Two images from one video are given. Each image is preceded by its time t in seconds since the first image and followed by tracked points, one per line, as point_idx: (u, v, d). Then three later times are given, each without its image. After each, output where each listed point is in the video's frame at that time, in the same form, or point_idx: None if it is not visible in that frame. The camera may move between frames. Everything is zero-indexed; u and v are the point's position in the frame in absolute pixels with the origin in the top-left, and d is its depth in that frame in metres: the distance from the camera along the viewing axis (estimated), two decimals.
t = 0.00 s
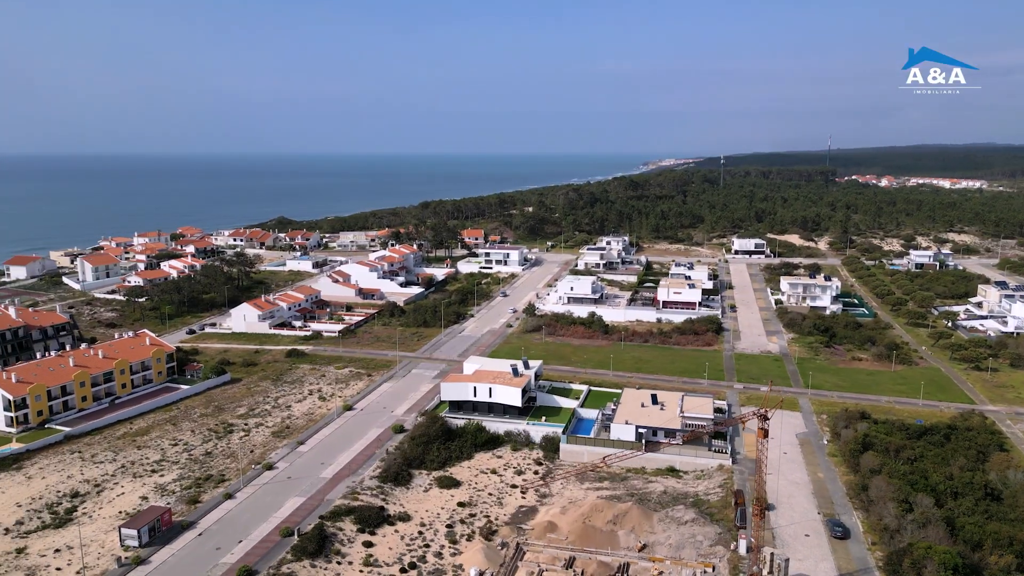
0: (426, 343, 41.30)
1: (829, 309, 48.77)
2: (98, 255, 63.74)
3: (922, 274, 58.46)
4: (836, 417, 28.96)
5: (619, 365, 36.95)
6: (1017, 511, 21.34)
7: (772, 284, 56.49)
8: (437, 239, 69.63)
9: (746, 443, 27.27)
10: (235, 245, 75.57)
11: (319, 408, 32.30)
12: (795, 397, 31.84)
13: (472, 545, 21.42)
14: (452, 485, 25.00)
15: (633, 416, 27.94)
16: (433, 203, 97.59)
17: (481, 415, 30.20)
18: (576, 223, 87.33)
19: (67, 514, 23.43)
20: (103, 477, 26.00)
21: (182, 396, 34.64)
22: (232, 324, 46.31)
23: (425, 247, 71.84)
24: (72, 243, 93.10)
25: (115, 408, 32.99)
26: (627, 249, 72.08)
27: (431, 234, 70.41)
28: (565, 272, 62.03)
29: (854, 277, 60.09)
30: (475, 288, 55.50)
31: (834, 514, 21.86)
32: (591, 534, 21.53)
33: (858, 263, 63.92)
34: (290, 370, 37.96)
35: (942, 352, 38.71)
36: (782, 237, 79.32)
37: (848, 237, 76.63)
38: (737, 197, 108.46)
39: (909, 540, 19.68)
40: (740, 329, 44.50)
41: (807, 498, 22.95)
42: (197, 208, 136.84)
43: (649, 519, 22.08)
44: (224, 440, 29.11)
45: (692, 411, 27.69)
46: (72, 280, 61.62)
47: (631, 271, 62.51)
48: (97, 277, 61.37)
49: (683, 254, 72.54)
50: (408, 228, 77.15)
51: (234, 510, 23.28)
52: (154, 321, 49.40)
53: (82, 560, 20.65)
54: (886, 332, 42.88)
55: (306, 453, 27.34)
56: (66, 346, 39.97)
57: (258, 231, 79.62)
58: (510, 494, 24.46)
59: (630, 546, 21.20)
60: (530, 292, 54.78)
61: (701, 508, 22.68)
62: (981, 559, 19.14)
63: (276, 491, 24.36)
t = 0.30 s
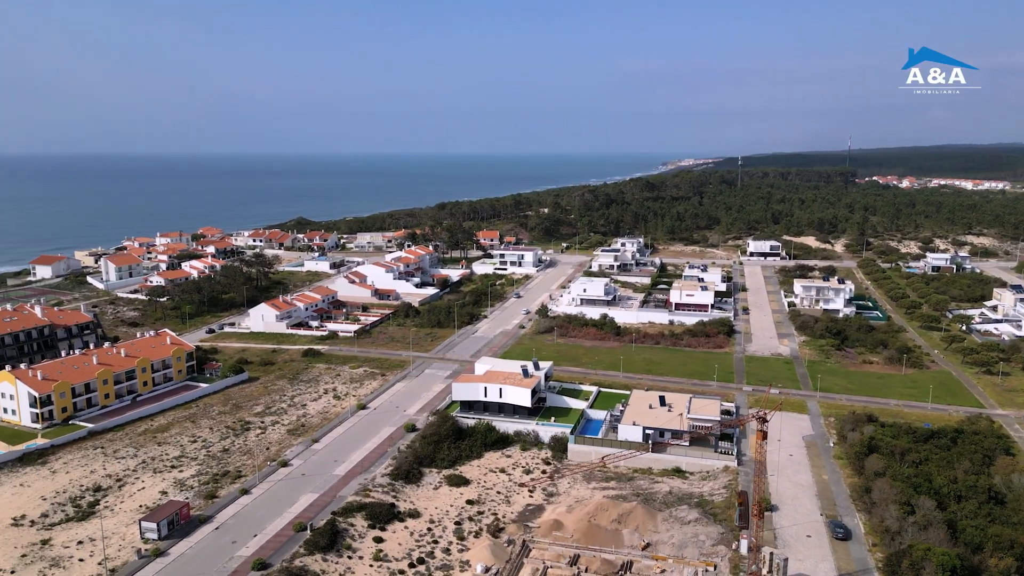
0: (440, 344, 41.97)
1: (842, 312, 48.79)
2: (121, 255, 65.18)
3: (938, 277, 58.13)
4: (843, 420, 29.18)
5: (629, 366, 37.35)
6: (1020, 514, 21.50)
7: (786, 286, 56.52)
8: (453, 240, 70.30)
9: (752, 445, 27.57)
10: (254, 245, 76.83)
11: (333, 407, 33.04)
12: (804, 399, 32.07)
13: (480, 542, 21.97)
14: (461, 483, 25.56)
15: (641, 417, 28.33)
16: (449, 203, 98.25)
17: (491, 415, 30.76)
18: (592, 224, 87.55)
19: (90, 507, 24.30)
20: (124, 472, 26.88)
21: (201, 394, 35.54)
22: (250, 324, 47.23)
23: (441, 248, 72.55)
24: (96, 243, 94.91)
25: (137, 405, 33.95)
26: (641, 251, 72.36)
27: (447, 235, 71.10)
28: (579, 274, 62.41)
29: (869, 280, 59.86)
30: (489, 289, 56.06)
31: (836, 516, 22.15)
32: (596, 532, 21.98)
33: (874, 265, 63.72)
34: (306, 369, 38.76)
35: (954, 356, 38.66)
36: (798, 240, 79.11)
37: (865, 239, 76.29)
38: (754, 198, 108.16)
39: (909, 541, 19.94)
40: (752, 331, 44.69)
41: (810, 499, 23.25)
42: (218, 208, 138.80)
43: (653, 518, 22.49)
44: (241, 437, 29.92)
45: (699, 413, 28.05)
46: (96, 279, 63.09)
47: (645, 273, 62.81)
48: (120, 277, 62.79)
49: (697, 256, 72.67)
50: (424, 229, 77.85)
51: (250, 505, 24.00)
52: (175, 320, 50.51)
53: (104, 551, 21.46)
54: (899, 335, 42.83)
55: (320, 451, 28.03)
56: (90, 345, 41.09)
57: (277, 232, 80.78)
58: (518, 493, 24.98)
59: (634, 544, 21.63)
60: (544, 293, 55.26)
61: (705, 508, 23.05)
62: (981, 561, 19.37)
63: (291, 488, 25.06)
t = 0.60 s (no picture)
0: (453, 344, 42.57)
1: (856, 315, 48.74)
2: (144, 255, 66.53)
3: (954, 280, 57.80)
4: (850, 423, 29.39)
5: (639, 368, 37.73)
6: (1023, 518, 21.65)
7: (800, 289, 56.49)
8: (468, 241, 70.91)
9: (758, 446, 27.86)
10: (273, 246, 78.00)
11: (348, 405, 33.74)
12: (812, 402, 32.28)
13: (487, 539, 22.51)
14: (470, 482, 26.11)
15: (648, 418, 28.69)
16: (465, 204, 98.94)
17: (501, 415, 31.29)
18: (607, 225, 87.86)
19: (111, 501, 25.16)
20: (145, 468, 27.73)
21: (219, 392, 36.41)
22: (268, 324, 48.16)
23: (456, 249, 73.19)
24: (119, 242, 96.72)
25: (157, 403, 34.88)
26: (656, 252, 72.53)
27: (462, 236, 71.74)
28: (592, 275, 62.76)
29: (884, 282, 59.67)
30: (503, 291, 56.59)
31: (838, 517, 22.44)
32: (600, 531, 22.42)
33: (890, 268, 63.42)
34: (322, 369, 39.52)
35: (967, 359, 38.61)
36: (814, 241, 78.88)
37: (882, 241, 75.85)
38: (771, 200, 107.82)
39: (909, 543, 20.20)
40: (763, 334, 44.82)
41: (813, 501, 23.56)
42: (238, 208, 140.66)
43: (657, 518, 22.90)
44: (257, 435, 30.70)
45: (706, 414, 28.39)
46: (119, 279, 64.48)
47: (659, 275, 63.03)
48: (142, 277, 64.12)
49: (712, 257, 72.69)
50: (440, 230, 78.58)
51: (265, 500, 24.72)
52: (195, 319, 51.56)
53: (124, 544, 22.29)
54: (912, 338, 42.80)
55: (334, 449, 28.72)
56: (112, 343, 42.16)
57: (296, 232, 81.89)
58: (526, 492, 25.49)
59: (638, 542, 22.05)
60: (557, 294, 55.69)
61: (709, 509, 23.43)
62: (981, 563, 19.59)
63: (305, 484, 25.75)
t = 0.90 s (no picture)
0: (466, 345, 43.14)
1: (869, 318, 48.67)
2: (165, 255, 67.86)
3: (971, 283, 57.44)
4: (858, 426, 29.57)
5: (649, 370, 38.08)
6: None
7: (813, 291, 56.46)
8: (483, 243, 71.51)
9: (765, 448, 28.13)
10: (292, 246, 79.12)
11: (361, 404, 34.43)
12: (821, 405, 32.48)
13: (494, 536, 23.06)
14: (479, 480, 26.66)
15: (656, 419, 29.09)
16: (481, 205, 99.55)
17: (512, 415, 31.81)
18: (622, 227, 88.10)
19: (132, 495, 25.99)
20: (164, 463, 28.58)
21: (236, 391, 37.29)
22: (285, 323, 49.02)
23: (471, 250, 73.81)
24: (141, 243, 98.36)
25: (177, 400, 35.79)
26: (670, 254, 72.71)
27: (477, 238, 72.34)
28: (606, 277, 63.09)
29: (899, 285, 59.47)
30: (517, 292, 57.14)
31: (841, 519, 22.71)
32: (605, 530, 22.87)
33: (906, 270, 63.13)
34: (337, 368, 40.26)
35: (979, 363, 38.55)
36: (830, 244, 78.60)
37: (899, 243, 75.42)
38: (788, 201, 107.44)
39: (910, 545, 20.46)
40: (775, 336, 44.94)
41: (817, 502, 23.83)
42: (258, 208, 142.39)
43: (661, 518, 23.31)
44: (273, 432, 31.48)
45: (713, 416, 28.71)
46: (142, 278, 65.82)
47: (673, 277, 63.24)
48: (164, 276, 65.40)
49: (727, 259, 72.70)
50: (456, 231, 79.26)
51: (279, 496, 25.44)
52: (215, 319, 52.60)
53: (144, 536, 23.10)
54: (925, 342, 42.74)
55: (347, 447, 29.40)
56: (134, 342, 43.23)
57: (314, 233, 82.98)
58: (533, 490, 26.00)
59: (642, 541, 22.49)
60: (570, 296, 56.16)
61: (713, 509, 23.81)
62: (981, 566, 19.81)
63: (318, 481, 26.43)
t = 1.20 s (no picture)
0: (478, 346, 43.71)
1: (882, 321, 48.60)
2: (186, 255, 69.13)
3: (987, 286, 57.09)
4: (865, 429, 29.75)
5: (659, 372, 38.41)
6: None
7: (827, 294, 56.41)
8: (498, 244, 72.09)
9: (771, 450, 28.40)
10: (309, 247, 80.14)
11: (375, 403, 35.11)
12: (829, 408, 32.66)
13: (501, 533, 23.58)
14: (488, 479, 27.19)
15: (663, 420, 29.46)
16: (497, 206, 100.11)
17: (521, 416, 32.30)
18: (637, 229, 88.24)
19: (152, 490, 26.84)
20: (183, 459, 29.43)
21: (253, 389, 38.13)
22: (302, 324, 49.88)
23: (486, 251, 74.41)
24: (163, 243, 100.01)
25: (196, 398, 36.69)
26: (684, 256, 72.82)
27: (492, 239, 72.92)
28: (620, 278, 63.39)
29: (915, 288, 59.23)
30: (531, 293, 57.63)
31: (844, 520, 22.98)
32: (610, 528, 23.30)
33: (922, 273, 62.80)
34: (351, 368, 40.99)
35: (991, 366, 38.45)
36: (846, 246, 78.25)
37: (916, 246, 74.94)
38: (805, 202, 106.93)
39: (910, 547, 20.71)
40: (786, 339, 45.07)
41: (820, 504, 24.10)
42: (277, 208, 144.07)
43: (666, 517, 23.71)
44: (289, 430, 32.25)
45: (720, 418, 29.03)
46: (163, 278, 67.12)
47: (686, 278, 63.42)
48: (184, 276, 66.64)
49: (742, 261, 72.66)
50: (471, 232, 79.91)
51: (293, 492, 26.14)
52: (233, 318, 53.61)
53: (163, 530, 23.89)
54: (938, 345, 42.63)
55: (360, 445, 30.08)
56: (155, 340, 44.26)
57: (331, 234, 83.98)
58: (541, 489, 26.49)
59: (646, 540, 22.91)
60: (583, 297, 56.54)
61: (717, 509, 24.17)
62: (981, 568, 20.02)
63: (331, 478, 27.12)
